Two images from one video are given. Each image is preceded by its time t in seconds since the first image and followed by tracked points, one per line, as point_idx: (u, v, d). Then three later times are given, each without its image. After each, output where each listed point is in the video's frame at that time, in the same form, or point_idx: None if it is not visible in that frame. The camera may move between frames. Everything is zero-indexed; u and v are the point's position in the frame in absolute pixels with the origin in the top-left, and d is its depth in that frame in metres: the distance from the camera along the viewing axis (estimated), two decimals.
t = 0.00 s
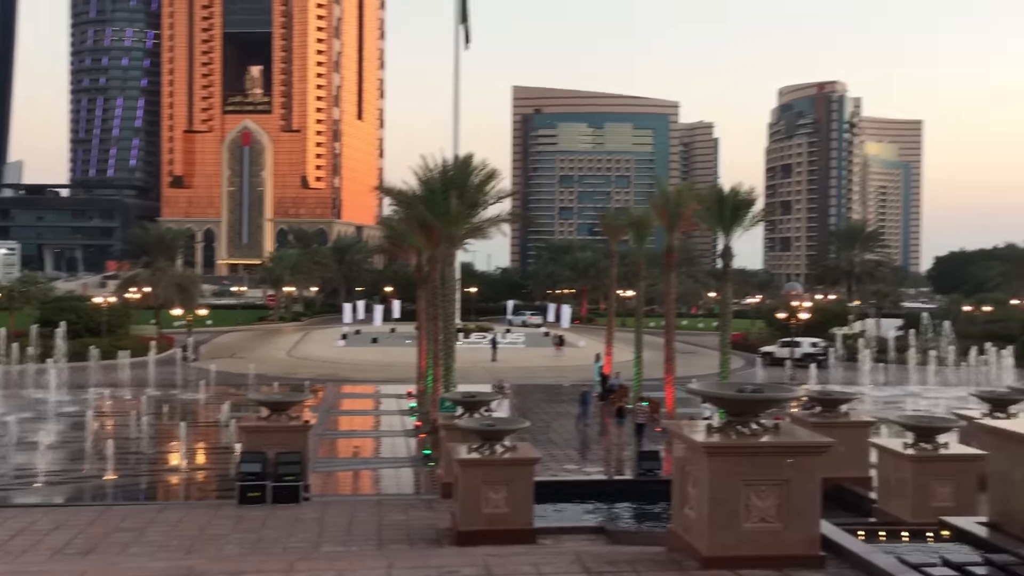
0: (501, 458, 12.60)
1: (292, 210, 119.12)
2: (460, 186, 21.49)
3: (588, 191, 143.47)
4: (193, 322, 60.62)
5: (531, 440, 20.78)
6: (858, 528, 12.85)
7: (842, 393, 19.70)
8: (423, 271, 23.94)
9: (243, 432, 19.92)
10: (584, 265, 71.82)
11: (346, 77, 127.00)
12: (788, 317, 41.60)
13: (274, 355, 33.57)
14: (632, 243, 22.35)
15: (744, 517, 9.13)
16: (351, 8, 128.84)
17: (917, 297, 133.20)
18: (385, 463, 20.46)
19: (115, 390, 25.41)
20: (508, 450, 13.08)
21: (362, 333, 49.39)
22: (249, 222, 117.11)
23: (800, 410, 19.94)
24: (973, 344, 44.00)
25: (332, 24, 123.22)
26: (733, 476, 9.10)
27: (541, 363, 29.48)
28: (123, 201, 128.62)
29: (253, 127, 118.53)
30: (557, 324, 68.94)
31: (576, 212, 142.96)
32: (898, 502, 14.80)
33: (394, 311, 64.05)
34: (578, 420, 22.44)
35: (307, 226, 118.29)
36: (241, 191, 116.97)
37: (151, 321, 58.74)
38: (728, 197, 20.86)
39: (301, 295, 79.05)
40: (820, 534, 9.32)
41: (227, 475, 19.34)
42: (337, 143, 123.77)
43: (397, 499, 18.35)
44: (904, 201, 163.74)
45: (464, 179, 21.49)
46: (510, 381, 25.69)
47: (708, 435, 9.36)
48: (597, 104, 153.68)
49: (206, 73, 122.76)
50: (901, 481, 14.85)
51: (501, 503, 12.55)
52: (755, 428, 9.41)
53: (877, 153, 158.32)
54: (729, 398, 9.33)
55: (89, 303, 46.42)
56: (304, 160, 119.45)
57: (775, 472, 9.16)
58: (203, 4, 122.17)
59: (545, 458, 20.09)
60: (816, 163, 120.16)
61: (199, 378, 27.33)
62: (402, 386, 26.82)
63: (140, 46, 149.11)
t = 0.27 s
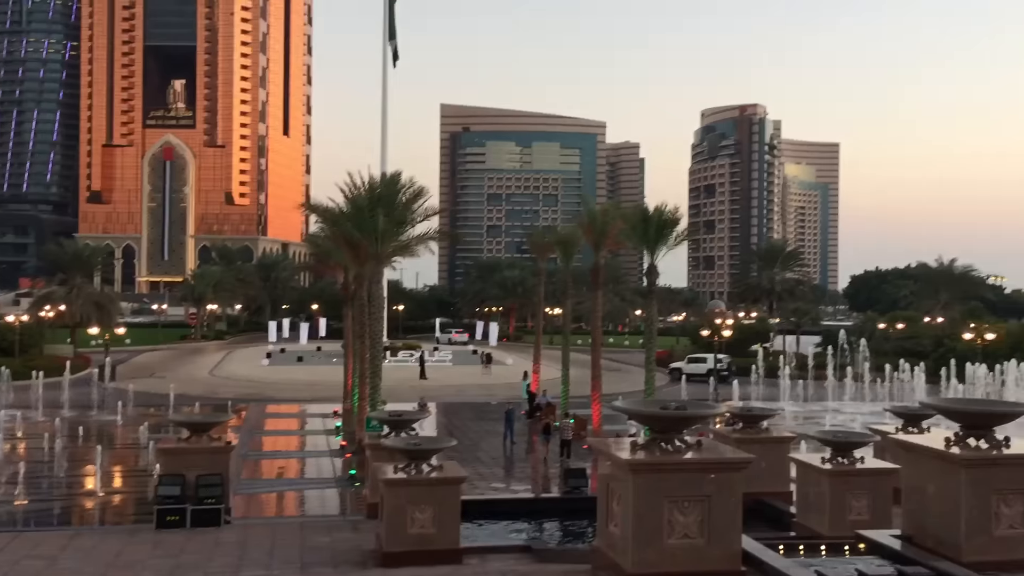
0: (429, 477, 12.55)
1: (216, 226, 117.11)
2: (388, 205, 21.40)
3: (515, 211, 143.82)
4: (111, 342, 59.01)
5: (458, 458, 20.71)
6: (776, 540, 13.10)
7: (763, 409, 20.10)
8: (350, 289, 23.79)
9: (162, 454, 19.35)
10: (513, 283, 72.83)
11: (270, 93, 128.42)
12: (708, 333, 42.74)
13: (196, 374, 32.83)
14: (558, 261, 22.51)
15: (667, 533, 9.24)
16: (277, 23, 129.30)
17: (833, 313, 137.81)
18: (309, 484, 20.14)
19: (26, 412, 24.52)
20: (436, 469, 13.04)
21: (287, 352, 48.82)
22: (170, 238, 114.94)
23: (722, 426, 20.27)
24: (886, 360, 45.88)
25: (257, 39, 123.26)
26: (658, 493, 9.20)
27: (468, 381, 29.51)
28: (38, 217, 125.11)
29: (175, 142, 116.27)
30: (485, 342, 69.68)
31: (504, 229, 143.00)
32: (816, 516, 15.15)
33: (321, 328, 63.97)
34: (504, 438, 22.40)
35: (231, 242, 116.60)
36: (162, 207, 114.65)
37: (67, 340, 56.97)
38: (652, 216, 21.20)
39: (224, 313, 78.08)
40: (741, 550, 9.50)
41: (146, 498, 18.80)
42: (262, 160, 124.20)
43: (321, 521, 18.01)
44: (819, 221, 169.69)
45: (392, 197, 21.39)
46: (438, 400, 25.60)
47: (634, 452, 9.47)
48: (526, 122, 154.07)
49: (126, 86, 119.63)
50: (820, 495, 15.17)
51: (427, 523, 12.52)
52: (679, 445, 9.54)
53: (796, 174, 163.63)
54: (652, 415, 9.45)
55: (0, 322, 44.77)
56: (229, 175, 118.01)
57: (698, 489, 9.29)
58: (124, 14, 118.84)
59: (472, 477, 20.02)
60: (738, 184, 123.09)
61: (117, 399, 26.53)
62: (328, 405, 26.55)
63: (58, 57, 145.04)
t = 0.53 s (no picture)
0: (341, 493, 12.39)
1: (123, 237, 115.11)
2: (302, 217, 21.19)
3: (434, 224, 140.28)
4: (9, 356, 56.87)
5: (373, 474, 20.49)
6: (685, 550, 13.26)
7: (676, 422, 20.40)
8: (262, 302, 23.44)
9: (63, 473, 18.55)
10: (430, 297, 73.04)
11: (184, 101, 125.09)
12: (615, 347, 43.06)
13: (101, 391, 31.85)
14: (476, 276, 22.56)
15: (580, 547, 9.48)
16: (191, 30, 126.41)
17: (746, 327, 141.62)
18: (219, 502, 19.64)
19: None
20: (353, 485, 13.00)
21: (199, 367, 47.78)
22: (75, 250, 111.60)
23: (637, 439, 20.49)
24: (794, 374, 46.88)
25: (170, 46, 120.18)
26: (571, 508, 9.45)
27: (384, 397, 29.37)
28: None
29: (81, 149, 113.80)
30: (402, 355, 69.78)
31: (422, 243, 139.31)
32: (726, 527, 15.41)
33: (234, 343, 63.25)
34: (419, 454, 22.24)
35: (140, 254, 115.15)
36: (66, 217, 111.66)
37: None
38: (569, 232, 21.44)
39: (132, 328, 76.48)
40: (651, 561, 9.81)
41: (45, 519, 18.04)
42: (174, 169, 121.63)
43: (232, 540, 17.49)
44: (732, 238, 174.27)
45: (306, 210, 21.19)
46: (352, 416, 25.40)
47: (549, 468, 9.71)
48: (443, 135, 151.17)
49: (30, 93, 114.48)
50: (729, 506, 15.41)
51: (339, 540, 12.36)
52: (593, 459, 9.84)
53: (712, 191, 167.82)
54: (565, 430, 9.70)
55: None
56: (138, 186, 115.45)
57: (610, 502, 9.58)
58: (29, 17, 113.95)
59: (387, 493, 19.80)
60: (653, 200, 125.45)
61: (14, 417, 25.47)
62: (239, 421, 26.11)
63: None
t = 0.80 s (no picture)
0: (252, 504, 12.10)
1: (26, 239, 112.48)
2: (214, 220, 20.76)
3: (352, 227, 136.62)
4: None
5: (287, 482, 20.17)
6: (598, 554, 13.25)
7: (591, 428, 20.61)
8: (173, 306, 22.93)
9: None
10: (347, 303, 73.34)
11: (90, 101, 119.51)
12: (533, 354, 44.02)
13: None
14: (393, 281, 22.44)
15: (495, 553, 9.15)
16: (100, 27, 120.84)
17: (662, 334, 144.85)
18: (124, 514, 19.01)
19: None
20: (262, 495, 12.61)
21: (104, 374, 46.53)
22: None
23: (553, 445, 20.61)
24: (706, 380, 47.91)
25: (76, 45, 114.26)
26: (486, 513, 9.15)
27: (298, 404, 29.32)
28: None
29: None
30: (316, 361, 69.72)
31: (339, 248, 136.65)
32: (640, 531, 15.59)
33: (141, 348, 62.33)
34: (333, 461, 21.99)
35: (42, 258, 112.01)
36: None
37: None
38: (487, 238, 21.48)
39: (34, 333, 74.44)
40: (566, 566, 9.52)
41: None
42: (78, 170, 116.90)
43: (137, 553, 16.72)
44: (648, 247, 177.76)
45: (219, 214, 20.77)
46: (266, 424, 25.13)
47: (464, 473, 9.41)
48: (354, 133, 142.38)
49: None
50: (643, 510, 15.60)
51: (249, 550, 12.02)
52: (508, 464, 9.61)
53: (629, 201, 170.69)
54: (480, 436, 9.46)
55: None
56: (42, 186, 112.56)
57: (525, 507, 9.30)
58: None
59: (300, 502, 19.39)
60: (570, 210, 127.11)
61: None
62: (146, 430, 25.52)
63: None
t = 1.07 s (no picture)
0: (159, 512, 11.79)
1: None
2: (121, 222, 20.16)
3: (266, 230, 133.35)
4: None
5: (196, 490, 19.74)
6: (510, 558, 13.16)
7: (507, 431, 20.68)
8: (76, 310, 22.21)
9: None
10: (260, 306, 72.42)
11: None
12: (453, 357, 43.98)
13: None
14: (309, 284, 22.17)
15: (409, 558, 8.92)
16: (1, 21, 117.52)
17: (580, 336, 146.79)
18: (24, 524, 18.27)
19: None
20: (170, 504, 12.26)
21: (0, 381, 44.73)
22: None
23: (470, 449, 20.65)
24: (622, 382, 49.28)
25: None
26: (400, 518, 8.91)
27: (208, 411, 29.07)
28: None
29: None
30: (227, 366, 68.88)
31: (253, 251, 132.46)
32: (554, 534, 15.70)
33: (41, 354, 60.44)
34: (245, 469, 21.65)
35: None
36: None
37: None
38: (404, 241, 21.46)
39: None
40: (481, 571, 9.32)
41: None
42: None
43: (38, 564, 16.02)
44: (564, 251, 179.77)
45: (127, 215, 20.18)
46: (176, 432, 24.64)
47: (378, 478, 9.15)
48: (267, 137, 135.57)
49: None
50: (557, 513, 15.70)
51: (156, 561, 11.66)
52: (423, 469, 9.38)
53: (547, 205, 171.62)
54: (392, 441, 9.16)
55: None
56: None
57: (439, 511, 9.09)
58: None
59: (209, 510, 18.95)
60: (490, 212, 127.51)
61: None
62: (49, 438, 24.74)
63: None
